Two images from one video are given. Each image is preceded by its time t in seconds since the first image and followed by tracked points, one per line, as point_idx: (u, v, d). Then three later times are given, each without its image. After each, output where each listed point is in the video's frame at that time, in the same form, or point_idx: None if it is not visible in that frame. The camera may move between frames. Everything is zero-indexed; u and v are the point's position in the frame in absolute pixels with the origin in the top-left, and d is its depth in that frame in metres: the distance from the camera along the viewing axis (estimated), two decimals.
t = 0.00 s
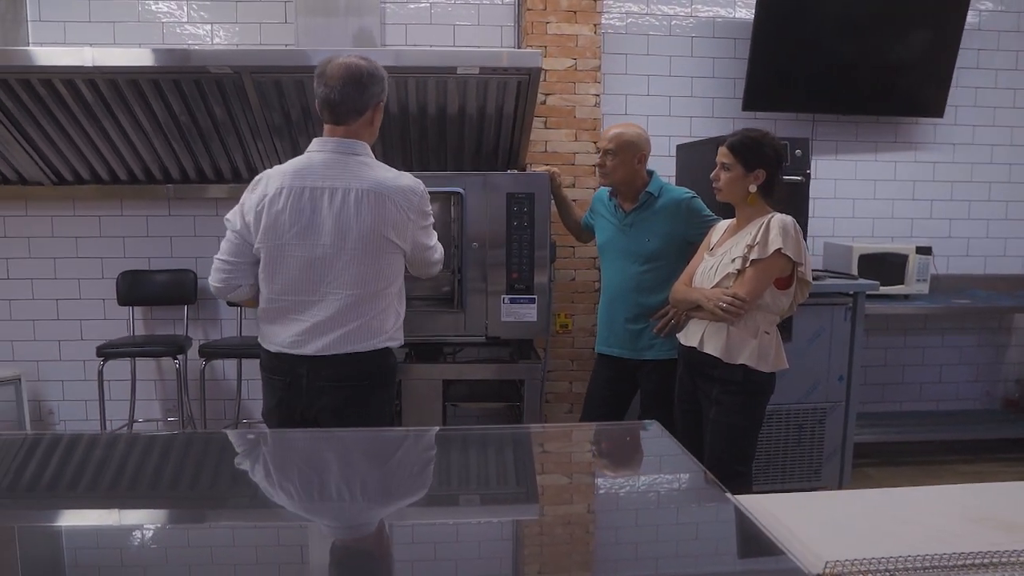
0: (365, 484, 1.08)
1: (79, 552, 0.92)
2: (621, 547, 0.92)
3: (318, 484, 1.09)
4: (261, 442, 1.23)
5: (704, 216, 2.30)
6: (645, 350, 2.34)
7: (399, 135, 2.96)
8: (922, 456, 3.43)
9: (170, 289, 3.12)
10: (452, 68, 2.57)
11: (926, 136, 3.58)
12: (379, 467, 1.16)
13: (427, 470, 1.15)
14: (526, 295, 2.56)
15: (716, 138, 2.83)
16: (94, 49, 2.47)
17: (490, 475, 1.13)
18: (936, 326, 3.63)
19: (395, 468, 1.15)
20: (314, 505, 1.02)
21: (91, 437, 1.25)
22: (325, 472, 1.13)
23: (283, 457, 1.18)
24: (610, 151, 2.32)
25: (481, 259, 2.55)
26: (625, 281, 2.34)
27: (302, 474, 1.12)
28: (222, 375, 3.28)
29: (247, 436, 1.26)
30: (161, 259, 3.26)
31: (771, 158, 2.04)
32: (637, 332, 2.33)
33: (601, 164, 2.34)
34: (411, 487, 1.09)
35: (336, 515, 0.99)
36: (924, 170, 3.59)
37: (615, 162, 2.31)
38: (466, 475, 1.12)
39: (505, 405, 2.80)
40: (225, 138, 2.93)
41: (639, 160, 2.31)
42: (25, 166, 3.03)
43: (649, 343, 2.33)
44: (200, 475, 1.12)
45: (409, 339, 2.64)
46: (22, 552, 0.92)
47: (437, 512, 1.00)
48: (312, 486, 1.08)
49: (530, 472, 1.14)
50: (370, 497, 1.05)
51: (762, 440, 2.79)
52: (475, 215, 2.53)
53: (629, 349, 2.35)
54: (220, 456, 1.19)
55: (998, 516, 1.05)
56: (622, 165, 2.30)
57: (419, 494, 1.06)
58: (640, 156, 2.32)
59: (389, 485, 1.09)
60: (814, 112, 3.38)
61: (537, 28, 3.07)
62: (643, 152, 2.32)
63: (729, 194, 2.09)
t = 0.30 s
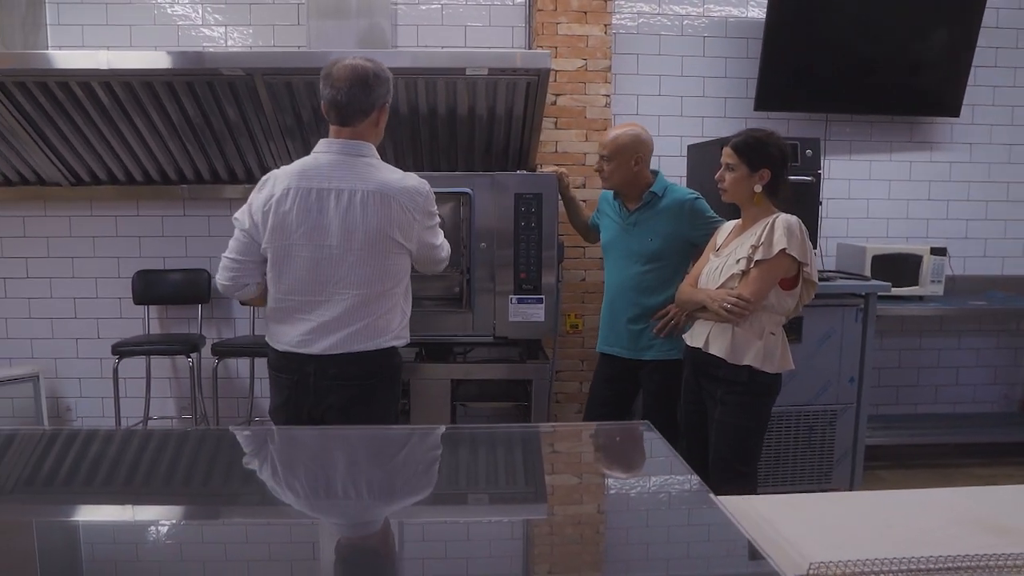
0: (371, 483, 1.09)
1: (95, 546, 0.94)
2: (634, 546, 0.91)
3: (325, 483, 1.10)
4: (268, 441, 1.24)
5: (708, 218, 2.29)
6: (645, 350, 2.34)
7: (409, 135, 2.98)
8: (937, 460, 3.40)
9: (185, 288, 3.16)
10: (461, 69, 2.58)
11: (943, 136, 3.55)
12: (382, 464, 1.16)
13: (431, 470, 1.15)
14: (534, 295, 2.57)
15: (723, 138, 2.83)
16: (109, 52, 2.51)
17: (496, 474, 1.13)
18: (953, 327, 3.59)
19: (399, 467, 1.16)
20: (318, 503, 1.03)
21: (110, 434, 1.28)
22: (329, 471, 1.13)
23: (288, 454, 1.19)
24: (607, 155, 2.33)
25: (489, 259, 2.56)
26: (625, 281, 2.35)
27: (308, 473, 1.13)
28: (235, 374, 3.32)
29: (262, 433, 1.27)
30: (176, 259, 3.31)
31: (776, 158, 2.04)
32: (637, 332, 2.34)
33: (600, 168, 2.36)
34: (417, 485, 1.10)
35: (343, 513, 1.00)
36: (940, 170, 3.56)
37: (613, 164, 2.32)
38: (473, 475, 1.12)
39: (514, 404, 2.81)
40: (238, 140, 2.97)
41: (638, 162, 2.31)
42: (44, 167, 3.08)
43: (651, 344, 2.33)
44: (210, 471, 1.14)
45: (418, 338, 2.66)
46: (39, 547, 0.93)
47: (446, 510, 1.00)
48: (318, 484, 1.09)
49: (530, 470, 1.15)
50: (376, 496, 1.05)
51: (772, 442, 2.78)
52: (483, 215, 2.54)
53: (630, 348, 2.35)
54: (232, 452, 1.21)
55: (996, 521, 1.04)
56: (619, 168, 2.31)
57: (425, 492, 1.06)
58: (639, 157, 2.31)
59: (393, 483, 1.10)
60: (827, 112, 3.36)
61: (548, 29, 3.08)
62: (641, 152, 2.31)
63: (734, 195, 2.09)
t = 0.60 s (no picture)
0: (371, 484, 1.10)
1: (114, 541, 0.95)
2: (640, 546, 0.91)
3: (327, 483, 1.10)
4: (272, 441, 1.25)
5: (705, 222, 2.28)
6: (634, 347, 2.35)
7: (422, 137, 3.00)
8: (956, 465, 3.35)
9: (202, 288, 3.20)
10: (473, 71, 2.59)
11: (963, 136, 3.50)
12: (381, 466, 1.17)
13: (433, 471, 1.15)
14: (544, 296, 2.58)
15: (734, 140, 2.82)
16: (127, 57, 2.55)
17: (499, 475, 1.13)
18: (973, 330, 3.54)
19: (399, 469, 1.16)
20: (322, 501, 1.04)
21: (126, 432, 1.30)
22: (330, 471, 1.14)
23: (291, 455, 1.20)
24: (602, 162, 2.29)
25: (500, 260, 2.57)
26: (621, 280, 2.36)
27: (308, 472, 1.14)
28: (251, 373, 3.36)
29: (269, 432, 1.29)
30: (194, 259, 3.36)
31: (786, 159, 2.03)
32: (629, 330, 2.34)
33: (596, 173, 2.33)
34: (420, 485, 1.10)
35: (349, 513, 1.01)
36: (960, 171, 3.51)
37: (608, 172, 2.29)
38: (485, 474, 1.12)
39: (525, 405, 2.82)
40: (254, 142, 3.01)
41: (635, 168, 2.28)
42: (65, 169, 3.14)
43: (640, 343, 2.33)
44: (222, 469, 1.15)
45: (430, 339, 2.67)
46: (62, 544, 0.94)
47: (459, 510, 1.00)
48: (321, 484, 1.10)
49: (535, 469, 1.15)
50: (382, 496, 1.06)
51: (784, 445, 2.76)
52: (494, 216, 2.55)
53: (620, 345, 2.36)
54: (241, 450, 1.22)
55: (996, 529, 1.03)
56: (616, 175, 2.28)
57: (427, 492, 1.07)
58: (636, 162, 2.28)
59: (394, 485, 1.10)
60: (845, 113, 3.33)
61: (561, 31, 3.08)
62: (637, 158, 2.27)
63: (744, 196, 2.08)
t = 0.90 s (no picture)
0: (370, 482, 1.10)
1: (134, 537, 0.96)
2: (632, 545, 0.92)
3: (326, 480, 1.11)
4: (277, 438, 1.27)
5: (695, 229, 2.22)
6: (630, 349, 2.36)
7: (436, 138, 3.02)
8: (975, 469, 3.30)
9: (220, 287, 3.25)
10: (486, 73, 2.61)
11: (985, 136, 3.45)
12: (380, 465, 1.17)
13: (433, 470, 1.14)
14: (555, 297, 2.59)
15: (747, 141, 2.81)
16: (147, 61, 2.60)
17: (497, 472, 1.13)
18: (995, 333, 3.49)
19: (399, 468, 1.16)
20: (325, 498, 1.04)
21: (143, 428, 1.31)
22: (329, 467, 1.15)
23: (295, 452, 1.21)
24: (590, 172, 2.29)
25: (511, 260, 2.59)
26: (619, 281, 2.38)
27: (308, 470, 1.14)
28: (268, 371, 3.41)
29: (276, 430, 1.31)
30: (212, 259, 3.41)
31: (797, 159, 2.02)
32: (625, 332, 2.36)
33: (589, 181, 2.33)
34: (418, 484, 1.10)
35: (350, 512, 1.01)
36: (982, 171, 3.45)
37: (598, 181, 2.29)
38: (497, 474, 1.12)
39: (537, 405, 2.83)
40: (271, 143, 3.05)
41: (624, 176, 2.27)
42: (87, 170, 3.20)
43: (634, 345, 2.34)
44: (230, 466, 1.16)
45: (442, 339, 2.69)
46: (83, 541, 0.95)
47: (468, 508, 1.01)
48: (320, 481, 1.10)
49: (540, 467, 1.15)
50: (383, 495, 1.06)
51: (797, 447, 2.75)
52: (505, 217, 2.57)
53: (618, 345, 2.39)
54: (248, 447, 1.23)
55: (992, 535, 1.02)
56: (604, 184, 2.28)
57: (426, 492, 1.06)
58: (625, 169, 2.27)
59: (390, 484, 1.10)
60: (863, 113, 3.29)
61: (575, 32, 3.09)
62: (626, 165, 2.26)
63: (753, 195, 2.07)
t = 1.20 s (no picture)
0: (373, 484, 1.09)
1: (159, 535, 0.95)
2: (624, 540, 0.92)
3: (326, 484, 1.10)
4: (282, 439, 1.28)
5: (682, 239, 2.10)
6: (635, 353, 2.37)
7: (449, 140, 3.04)
8: (996, 476, 3.25)
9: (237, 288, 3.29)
10: (497, 75, 2.61)
11: (1008, 137, 3.39)
12: (382, 467, 1.17)
13: (435, 474, 1.13)
14: (566, 299, 2.60)
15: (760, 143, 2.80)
16: (164, 65, 2.65)
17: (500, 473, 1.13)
18: (1017, 338, 3.43)
19: (400, 470, 1.16)
20: (329, 501, 1.03)
21: (162, 428, 1.32)
22: (331, 468, 1.15)
23: (310, 456, 1.21)
24: (579, 180, 2.23)
25: (522, 263, 2.61)
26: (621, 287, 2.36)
27: (314, 472, 1.14)
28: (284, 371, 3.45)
29: (287, 433, 1.31)
30: (230, 260, 3.46)
31: (807, 163, 2.01)
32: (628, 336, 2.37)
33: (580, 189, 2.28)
34: (419, 488, 1.08)
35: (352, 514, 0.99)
36: (1004, 173, 3.40)
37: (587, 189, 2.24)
38: (511, 475, 1.11)
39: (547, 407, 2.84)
40: (287, 146, 3.09)
41: (610, 184, 2.20)
42: (109, 173, 3.27)
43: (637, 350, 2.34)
44: (242, 464, 1.16)
45: (454, 341, 2.71)
46: (106, 542, 0.93)
47: (478, 508, 0.99)
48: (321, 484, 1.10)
49: (549, 472, 1.13)
50: (386, 498, 1.04)
51: (809, 451, 2.74)
52: (516, 220, 2.58)
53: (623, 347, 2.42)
54: (259, 447, 1.23)
55: (982, 546, 1.02)
56: (592, 193, 2.22)
57: (427, 495, 1.05)
58: (612, 176, 2.19)
59: (391, 486, 1.09)
60: (884, 113, 3.24)
61: (589, 34, 3.09)
62: (612, 173, 2.19)
63: (763, 198, 2.06)
